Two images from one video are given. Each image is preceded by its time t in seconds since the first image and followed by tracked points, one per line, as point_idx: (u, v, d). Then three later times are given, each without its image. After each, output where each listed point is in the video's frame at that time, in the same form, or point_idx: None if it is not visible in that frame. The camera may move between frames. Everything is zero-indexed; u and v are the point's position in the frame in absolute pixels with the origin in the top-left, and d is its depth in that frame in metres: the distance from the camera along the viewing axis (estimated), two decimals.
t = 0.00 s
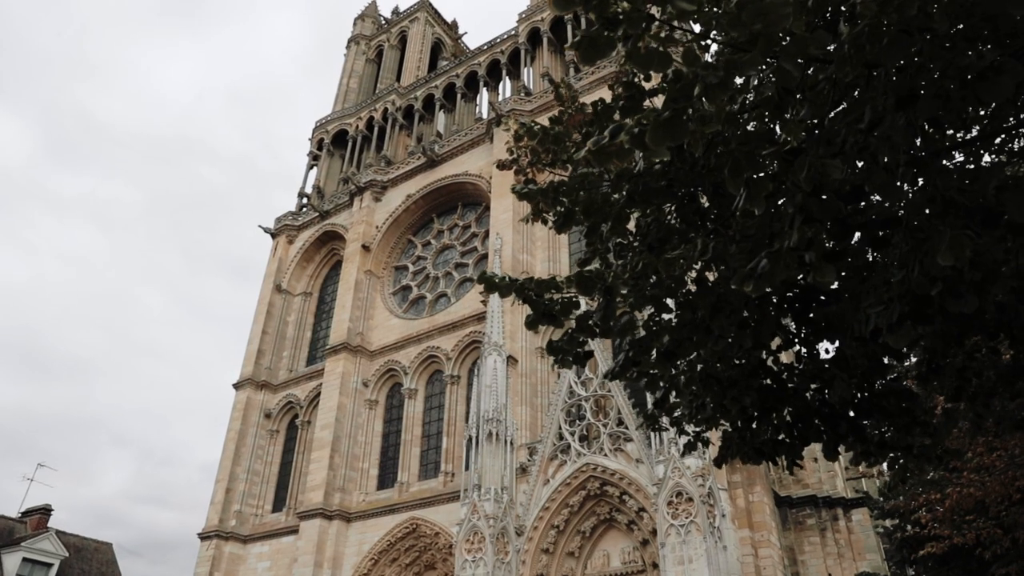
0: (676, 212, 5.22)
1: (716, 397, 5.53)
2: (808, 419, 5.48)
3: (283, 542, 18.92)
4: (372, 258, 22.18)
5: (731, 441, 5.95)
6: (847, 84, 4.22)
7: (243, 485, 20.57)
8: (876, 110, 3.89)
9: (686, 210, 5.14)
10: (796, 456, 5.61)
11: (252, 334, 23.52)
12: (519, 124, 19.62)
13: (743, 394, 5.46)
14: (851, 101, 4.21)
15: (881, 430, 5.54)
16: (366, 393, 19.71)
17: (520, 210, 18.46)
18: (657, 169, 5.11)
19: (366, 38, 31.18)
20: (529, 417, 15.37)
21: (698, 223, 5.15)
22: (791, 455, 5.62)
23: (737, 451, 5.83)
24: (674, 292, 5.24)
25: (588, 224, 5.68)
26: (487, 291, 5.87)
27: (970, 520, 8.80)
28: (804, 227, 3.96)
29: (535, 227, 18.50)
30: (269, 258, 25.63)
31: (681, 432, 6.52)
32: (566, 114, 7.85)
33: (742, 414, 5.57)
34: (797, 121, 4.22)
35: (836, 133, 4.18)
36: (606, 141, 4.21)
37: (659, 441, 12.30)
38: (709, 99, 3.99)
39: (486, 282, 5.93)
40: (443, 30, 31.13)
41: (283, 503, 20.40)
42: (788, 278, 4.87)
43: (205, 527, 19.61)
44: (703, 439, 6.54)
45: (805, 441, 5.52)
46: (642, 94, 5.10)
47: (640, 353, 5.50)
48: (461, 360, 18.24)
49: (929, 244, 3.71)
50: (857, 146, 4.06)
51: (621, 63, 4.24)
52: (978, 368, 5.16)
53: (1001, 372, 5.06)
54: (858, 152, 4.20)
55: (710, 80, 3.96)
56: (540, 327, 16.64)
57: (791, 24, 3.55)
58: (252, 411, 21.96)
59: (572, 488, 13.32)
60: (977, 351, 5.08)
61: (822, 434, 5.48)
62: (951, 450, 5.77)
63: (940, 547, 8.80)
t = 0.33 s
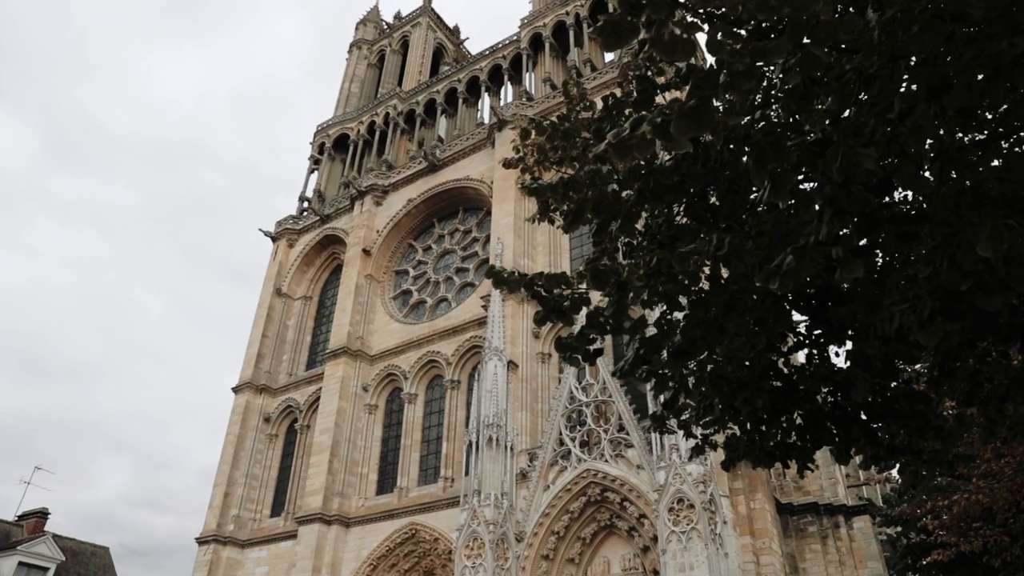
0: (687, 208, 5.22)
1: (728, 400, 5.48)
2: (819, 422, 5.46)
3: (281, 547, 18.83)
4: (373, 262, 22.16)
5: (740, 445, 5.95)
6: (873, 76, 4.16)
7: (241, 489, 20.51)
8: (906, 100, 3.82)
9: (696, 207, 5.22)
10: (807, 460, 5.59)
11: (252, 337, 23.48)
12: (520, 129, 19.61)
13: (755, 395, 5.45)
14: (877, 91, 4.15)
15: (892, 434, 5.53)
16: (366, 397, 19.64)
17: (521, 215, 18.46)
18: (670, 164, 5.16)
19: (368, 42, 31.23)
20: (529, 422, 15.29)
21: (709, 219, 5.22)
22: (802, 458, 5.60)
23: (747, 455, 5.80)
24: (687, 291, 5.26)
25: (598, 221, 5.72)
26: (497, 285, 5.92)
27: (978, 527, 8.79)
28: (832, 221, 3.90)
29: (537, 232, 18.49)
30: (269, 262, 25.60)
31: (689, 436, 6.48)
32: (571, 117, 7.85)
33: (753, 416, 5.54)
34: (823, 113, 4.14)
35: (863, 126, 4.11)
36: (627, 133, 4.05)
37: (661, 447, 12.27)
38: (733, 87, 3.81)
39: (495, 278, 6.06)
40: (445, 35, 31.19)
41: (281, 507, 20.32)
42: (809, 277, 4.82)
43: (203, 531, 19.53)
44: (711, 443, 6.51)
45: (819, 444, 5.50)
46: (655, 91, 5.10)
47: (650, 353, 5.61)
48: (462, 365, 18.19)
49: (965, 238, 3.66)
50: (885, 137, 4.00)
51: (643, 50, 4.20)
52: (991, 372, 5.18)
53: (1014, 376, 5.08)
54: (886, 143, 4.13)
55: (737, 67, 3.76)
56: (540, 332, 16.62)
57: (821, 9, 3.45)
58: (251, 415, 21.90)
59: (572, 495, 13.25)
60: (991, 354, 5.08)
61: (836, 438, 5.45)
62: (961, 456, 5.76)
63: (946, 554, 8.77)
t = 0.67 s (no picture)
0: (700, 204, 5.31)
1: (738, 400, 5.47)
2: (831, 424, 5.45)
3: (279, 551, 18.75)
4: (374, 266, 22.14)
5: (749, 447, 5.94)
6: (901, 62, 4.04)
7: (240, 494, 20.43)
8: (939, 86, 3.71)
9: (711, 203, 5.24)
10: (816, 461, 5.60)
11: (252, 341, 23.43)
12: (522, 134, 19.60)
13: (766, 395, 5.43)
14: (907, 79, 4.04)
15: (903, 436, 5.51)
16: (366, 402, 19.58)
17: (523, 220, 18.45)
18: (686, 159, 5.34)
19: (371, 47, 31.31)
20: (530, 427, 15.22)
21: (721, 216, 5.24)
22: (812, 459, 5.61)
23: (756, 457, 5.79)
24: (699, 288, 5.19)
25: (609, 219, 5.64)
26: (505, 278, 5.86)
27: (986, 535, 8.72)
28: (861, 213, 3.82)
29: (539, 237, 18.47)
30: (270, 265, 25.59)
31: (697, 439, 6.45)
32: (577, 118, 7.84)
33: (763, 417, 5.53)
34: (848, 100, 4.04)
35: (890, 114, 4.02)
36: (647, 123, 4.16)
37: (662, 453, 12.21)
38: (759, 73, 3.71)
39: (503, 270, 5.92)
40: (447, 40, 31.24)
41: (280, 512, 20.24)
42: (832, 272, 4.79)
43: (201, 535, 19.46)
44: (719, 446, 6.48)
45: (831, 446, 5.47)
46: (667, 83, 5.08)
47: (662, 349, 5.60)
48: (462, 370, 18.13)
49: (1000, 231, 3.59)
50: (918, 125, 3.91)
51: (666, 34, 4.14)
52: (1007, 375, 5.14)
53: None
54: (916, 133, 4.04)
55: (764, 51, 3.64)
56: (541, 337, 16.59)
57: None
58: (251, 419, 21.85)
59: (573, 500, 13.19)
60: (1007, 357, 5.03)
61: (848, 440, 5.42)
62: (973, 460, 5.72)
63: (953, 561, 8.72)
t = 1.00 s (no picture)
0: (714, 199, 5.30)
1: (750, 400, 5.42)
2: (843, 425, 5.47)
3: (278, 556, 18.66)
4: (375, 269, 22.11)
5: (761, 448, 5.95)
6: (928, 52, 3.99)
7: (239, 498, 20.36)
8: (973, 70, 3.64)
9: (725, 201, 5.24)
10: (828, 462, 5.62)
11: (252, 344, 23.38)
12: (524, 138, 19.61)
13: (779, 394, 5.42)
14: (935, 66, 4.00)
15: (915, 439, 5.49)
16: (366, 406, 19.53)
17: (525, 224, 18.44)
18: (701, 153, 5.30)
19: (373, 51, 31.36)
20: (531, 432, 15.18)
21: (734, 212, 5.21)
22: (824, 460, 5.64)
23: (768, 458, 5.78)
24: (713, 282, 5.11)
25: (620, 214, 5.78)
26: (515, 271, 5.82)
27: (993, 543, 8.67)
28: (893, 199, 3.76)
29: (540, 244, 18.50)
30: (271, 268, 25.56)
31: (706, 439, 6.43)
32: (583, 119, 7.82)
33: (776, 417, 5.51)
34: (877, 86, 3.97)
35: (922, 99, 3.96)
36: (671, 106, 3.86)
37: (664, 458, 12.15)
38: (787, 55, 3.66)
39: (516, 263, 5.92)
40: (449, 45, 31.30)
41: (279, 516, 20.16)
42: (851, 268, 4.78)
43: (200, 539, 19.38)
44: (727, 447, 6.47)
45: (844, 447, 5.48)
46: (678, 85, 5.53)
47: (676, 347, 5.53)
48: (463, 374, 18.09)
49: None
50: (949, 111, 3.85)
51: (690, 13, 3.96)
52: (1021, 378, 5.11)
53: None
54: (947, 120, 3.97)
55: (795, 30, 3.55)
56: (542, 341, 16.55)
57: None
58: (251, 422, 21.80)
59: (574, 505, 13.13)
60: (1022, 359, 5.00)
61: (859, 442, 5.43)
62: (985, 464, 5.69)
63: (960, 568, 8.66)
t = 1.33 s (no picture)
0: (720, 190, 5.29)
1: (765, 398, 5.40)
2: (855, 425, 5.48)
3: (277, 560, 18.59)
4: (376, 273, 22.09)
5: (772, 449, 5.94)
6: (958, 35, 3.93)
7: (239, 502, 20.30)
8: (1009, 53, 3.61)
9: (738, 195, 5.25)
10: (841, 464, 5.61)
11: (253, 348, 23.36)
12: (527, 143, 19.65)
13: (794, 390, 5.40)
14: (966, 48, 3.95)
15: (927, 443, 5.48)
16: (366, 410, 19.48)
17: (527, 228, 18.44)
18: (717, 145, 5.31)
19: (376, 55, 31.42)
20: (532, 437, 15.15)
21: (748, 207, 5.25)
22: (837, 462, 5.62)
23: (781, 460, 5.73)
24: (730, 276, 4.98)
25: (633, 208, 5.75)
26: (526, 263, 5.92)
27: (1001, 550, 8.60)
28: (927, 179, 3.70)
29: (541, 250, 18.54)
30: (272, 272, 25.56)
31: (716, 440, 6.41)
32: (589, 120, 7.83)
33: (789, 416, 5.50)
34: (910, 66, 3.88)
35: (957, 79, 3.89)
36: (694, 86, 3.98)
37: (666, 463, 12.11)
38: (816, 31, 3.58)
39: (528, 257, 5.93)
40: (452, 50, 31.36)
41: (279, 520, 20.09)
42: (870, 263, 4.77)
43: (199, 543, 19.31)
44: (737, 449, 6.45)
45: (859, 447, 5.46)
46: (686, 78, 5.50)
47: (690, 340, 5.39)
48: (464, 378, 18.06)
49: None
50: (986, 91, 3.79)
51: None
52: None
53: None
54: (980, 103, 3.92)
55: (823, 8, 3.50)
56: (544, 345, 16.52)
57: None
58: (251, 426, 21.75)
59: (576, 510, 13.08)
60: None
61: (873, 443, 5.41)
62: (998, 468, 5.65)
63: None
